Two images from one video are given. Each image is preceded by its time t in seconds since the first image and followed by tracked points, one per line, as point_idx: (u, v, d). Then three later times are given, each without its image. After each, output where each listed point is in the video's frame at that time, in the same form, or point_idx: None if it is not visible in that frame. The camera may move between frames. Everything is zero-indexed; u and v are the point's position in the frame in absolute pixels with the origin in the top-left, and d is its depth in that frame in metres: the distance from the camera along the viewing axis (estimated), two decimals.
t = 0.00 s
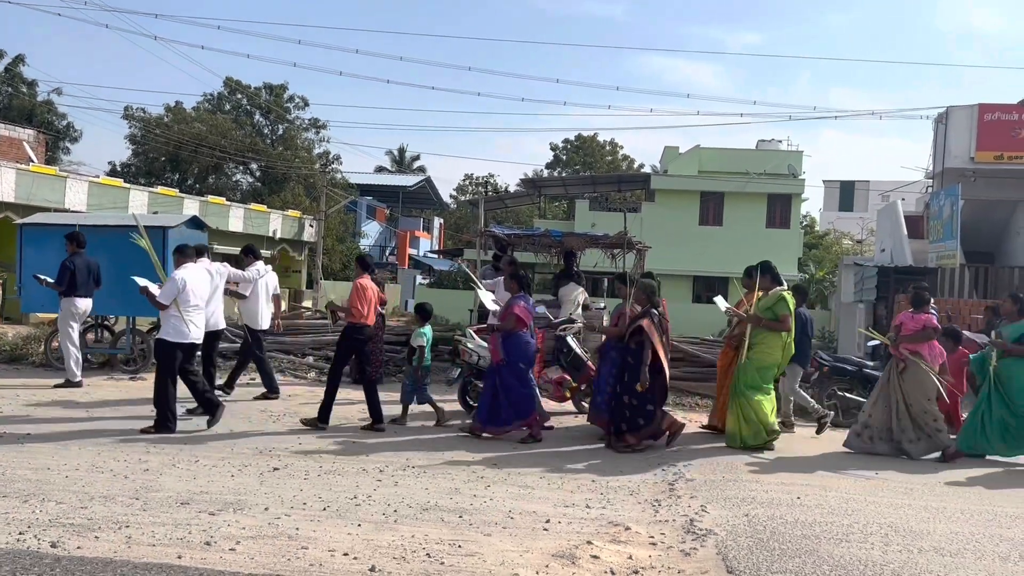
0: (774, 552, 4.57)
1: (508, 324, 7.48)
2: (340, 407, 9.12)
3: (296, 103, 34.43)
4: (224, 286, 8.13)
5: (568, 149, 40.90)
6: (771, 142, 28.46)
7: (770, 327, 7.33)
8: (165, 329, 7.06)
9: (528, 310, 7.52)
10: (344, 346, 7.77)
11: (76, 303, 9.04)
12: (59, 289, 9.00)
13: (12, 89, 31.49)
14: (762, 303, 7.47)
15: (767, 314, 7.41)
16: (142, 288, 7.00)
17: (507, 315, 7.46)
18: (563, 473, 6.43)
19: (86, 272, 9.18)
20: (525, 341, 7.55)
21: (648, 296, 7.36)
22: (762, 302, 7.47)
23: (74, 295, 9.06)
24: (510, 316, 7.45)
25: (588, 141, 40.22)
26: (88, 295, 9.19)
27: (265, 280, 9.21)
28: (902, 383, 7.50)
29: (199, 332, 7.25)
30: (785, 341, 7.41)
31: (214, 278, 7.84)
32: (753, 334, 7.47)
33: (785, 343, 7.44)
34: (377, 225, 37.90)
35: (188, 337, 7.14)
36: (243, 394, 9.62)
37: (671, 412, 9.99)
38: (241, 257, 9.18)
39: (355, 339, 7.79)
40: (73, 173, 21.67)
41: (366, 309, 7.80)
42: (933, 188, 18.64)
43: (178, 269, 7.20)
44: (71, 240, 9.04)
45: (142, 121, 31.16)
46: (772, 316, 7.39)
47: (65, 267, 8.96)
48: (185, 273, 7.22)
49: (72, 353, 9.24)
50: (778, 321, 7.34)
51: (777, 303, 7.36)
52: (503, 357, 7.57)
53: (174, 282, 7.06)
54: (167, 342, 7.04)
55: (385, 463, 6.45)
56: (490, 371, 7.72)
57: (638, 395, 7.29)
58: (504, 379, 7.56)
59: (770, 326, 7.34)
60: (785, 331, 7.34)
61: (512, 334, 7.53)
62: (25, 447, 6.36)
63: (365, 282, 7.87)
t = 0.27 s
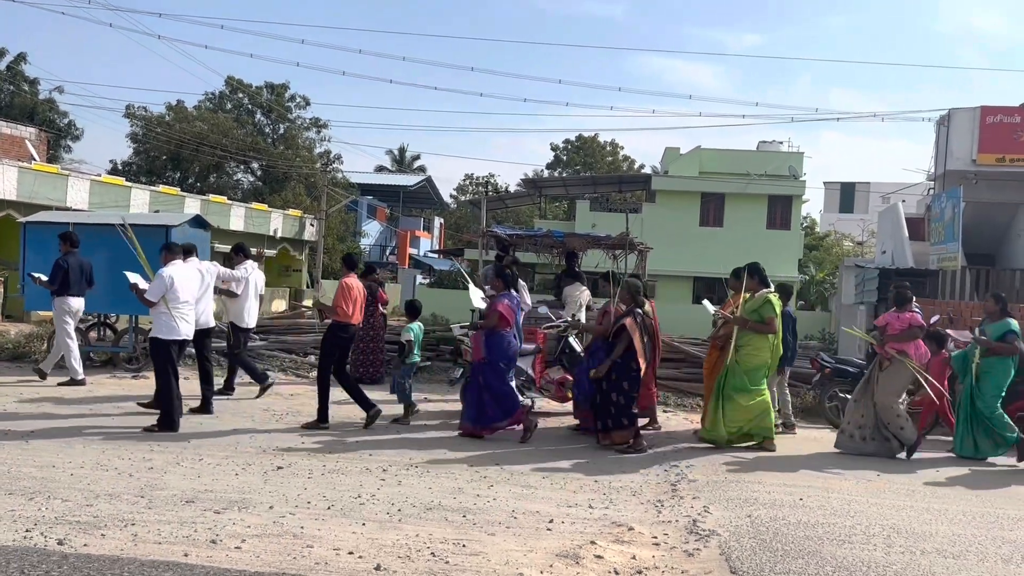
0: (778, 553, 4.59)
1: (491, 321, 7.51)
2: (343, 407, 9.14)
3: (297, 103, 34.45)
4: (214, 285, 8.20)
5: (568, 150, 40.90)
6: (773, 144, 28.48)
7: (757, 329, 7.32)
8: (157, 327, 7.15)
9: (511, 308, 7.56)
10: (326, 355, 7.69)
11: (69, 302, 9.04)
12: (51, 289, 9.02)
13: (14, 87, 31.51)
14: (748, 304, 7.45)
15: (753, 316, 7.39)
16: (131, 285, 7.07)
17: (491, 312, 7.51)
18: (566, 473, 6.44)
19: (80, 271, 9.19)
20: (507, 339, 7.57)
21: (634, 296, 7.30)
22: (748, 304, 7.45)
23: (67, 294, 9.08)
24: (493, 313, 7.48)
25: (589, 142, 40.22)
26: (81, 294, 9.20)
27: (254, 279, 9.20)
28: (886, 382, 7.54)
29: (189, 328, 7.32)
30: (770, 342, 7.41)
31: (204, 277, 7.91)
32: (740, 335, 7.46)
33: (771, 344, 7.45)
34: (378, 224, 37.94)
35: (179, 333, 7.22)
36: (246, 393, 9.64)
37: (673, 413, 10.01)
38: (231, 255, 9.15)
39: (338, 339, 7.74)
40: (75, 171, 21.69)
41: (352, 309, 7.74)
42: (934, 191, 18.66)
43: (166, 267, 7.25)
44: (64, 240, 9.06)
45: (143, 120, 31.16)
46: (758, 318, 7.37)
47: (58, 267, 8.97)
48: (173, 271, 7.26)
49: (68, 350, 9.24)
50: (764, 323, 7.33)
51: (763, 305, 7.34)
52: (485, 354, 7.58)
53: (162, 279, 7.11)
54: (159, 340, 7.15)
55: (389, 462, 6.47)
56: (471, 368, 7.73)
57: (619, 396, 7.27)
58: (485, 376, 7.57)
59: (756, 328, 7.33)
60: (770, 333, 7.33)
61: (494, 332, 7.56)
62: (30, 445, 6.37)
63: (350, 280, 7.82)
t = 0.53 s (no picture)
0: (783, 553, 4.61)
1: (480, 318, 7.51)
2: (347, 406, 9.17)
3: (301, 101, 34.48)
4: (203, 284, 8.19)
5: (571, 149, 40.90)
6: (776, 144, 28.47)
7: (741, 331, 7.33)
8: (150, 326, 7.12)
9: (501, 306, 7.56)
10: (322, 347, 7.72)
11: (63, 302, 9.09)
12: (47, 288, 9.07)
13: (19, 85, 31.58)
14: (733, 306, 7.47)
15: (737, 317, 7.41)
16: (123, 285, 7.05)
17: (480, 310, 7.51)
18: (570, 472, 6.47)
19: (75, 270, 9.26)
20: (495, 337, 7.57)
21: (620, 296, 7.36)
22: (733, 305, 7.46)
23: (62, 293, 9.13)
24: (483, 311, 7.49)
25: (592, 142, 40.23)
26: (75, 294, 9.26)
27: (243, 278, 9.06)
28: (875, 383, 7.56)
29: (182, 328, 7.31)
30: (755, 344, 7.43)
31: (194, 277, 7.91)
32: (724, 336, 7.49)
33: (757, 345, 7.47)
34: (381, 223, 37.99)
35: (173, 333, 7.20)
36: (250, 391, 9.67)
37: (676, 413, 10.04)
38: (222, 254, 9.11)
39: (330, 333, 7.80)
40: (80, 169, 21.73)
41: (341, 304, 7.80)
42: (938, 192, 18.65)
43: (158, 267, 7.24)
44: (62, 240, 9.10)
45: (147, 118, 31.21)
46: (743, 320, 7.39)
47: (55, 266, 9.02)
48: (165, 270, 7.26)
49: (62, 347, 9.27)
50: (748, 325, 7.34)
51: (747, 307, 7.35)
52: (472, 352, 7.58)
53: (156, 278, 7.11)
54: (153, 339, 7.12)
55: (394, 461, 6.50)
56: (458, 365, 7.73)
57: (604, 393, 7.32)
58: (471, 374, 7.57)
59: (740, 330, 7.35)
60: (755, 335, 7.35)
61: (483, 329, 7.56)
62: (38, 442, 6.41)
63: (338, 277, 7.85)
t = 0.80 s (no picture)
0: (789, 553, 4.62)
1: (467, 319, 7.55)
2: (353, 405, 9.19)
3: (307, 101, 34.53)
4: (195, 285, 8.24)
5: (577, 149, 40.88)
6: (782, 145, 28.44)
7: (723, 328, 7.35)
8: (140, 326, 7.16)
9: (488, 306, 7.61)
10: (315, 349, 7.77)
11: (60, 299, 9.17)
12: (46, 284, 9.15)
13: (27, 85, 31.69)
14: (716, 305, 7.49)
15: (721, 316, 7.42)
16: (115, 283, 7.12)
17: (467, 310, 7.55)
18: (575, 473, 6.48)
19: (74, 267, 9.33)
20: (482, 337, 7.60)
21: (607, 293, 7.48)
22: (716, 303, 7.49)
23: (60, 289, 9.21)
24: (470, 311, 7.54)
25: (597, 142, 40.21)
26: (72, 290, 9.34)
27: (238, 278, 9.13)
28: (860, 387, 7.57)
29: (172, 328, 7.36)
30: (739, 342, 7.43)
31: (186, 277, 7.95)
32: (709, 335, 7.51)
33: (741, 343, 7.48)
34: (387, 223, 38.05)
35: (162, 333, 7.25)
36: (257, 390, 9.71)
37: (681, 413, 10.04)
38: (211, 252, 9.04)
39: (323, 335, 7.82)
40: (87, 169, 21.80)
41: (334, 303, 7.82)
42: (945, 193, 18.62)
43: (151, 267, 7.29)
44: (60, 236, 9.15)
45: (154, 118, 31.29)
46: (725, 318, 7.40)
47: (54, 262, 9.09)
48: (157, 270, 7.31)
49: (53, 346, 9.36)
50: (730, 323, 7.35)
51: (729, 306, 7.38)
52: (459, 352, 7.61)
53: (148, 278, 7.17)
54: (143, 339, 7.16)
55: (401, 461, 6.52)
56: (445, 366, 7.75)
57: (586, 391, 7.36)
58: (458, 374, 7.59)
59: (723, 328, 7.36)
60: (737, 333, 7.35)
61: (470, 330, 7.59)
62: (48, 440, 6.45)
63: (327, 277, 7.91)
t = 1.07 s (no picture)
0: (794, 553, 4.63)
1: (453, 319, 7.57)
2: (358, 406, 9.21)
3: (312, 101, 34.59)
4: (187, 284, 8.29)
5: (582, 150, 40.88)
6: (788, 145, 28.41)
7: (711, 328, 7.35)
8: (135, 321, 7.26)
9: (473, 307, 7.63)
10: (305, 349, 7.77)
11: (60, 297, 9.22)
12: (45, 283, 9.21)
13: (33, 85, 31.80)
14: (704, 305, 7.49)
15: (709, 316, 7.42)
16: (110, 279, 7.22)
17: (452, 310, 7.57)
18: (580, 473, 6.49)
19: (71, 266, 9.37)
20: (467, 337, 7.60)
21: (596, 293, 7.34)
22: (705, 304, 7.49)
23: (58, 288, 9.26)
24: (454, 311, 7.55)
25: (602, 142, 40.20)
26: (71, 288, 9.39)
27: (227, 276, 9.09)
28: (844, 383, 7.56)
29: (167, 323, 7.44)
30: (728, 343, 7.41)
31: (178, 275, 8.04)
32: (697, 335, 7.50)
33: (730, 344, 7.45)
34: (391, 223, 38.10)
35: (157, 328, 7.34)
36: (263, 390, 9.74)
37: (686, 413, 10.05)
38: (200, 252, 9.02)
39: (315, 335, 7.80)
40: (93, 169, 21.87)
41: (321, 304, 7.87)
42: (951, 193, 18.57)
43: (144, 263, 7.38)
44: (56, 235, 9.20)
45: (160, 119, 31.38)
46: (713, 319, 7.40)
47: (53, 261, 9.15)
48: (151, 266, 7.40)
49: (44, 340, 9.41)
50: (718, 323, 7.35)
51: (717, 305, 7.37)
52: (443, 351, 7.62)
53: (142, 273, 7.27)
54: (137, 334, 7.26)
55: (406, 460, 6.54)
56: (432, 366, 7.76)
57: (573, 390, 7.33)
58: (444, 373, 7.59)
59: (711, 328, 7.36)
60: (726, 333, 7.34)
61: (455, 329, 7.60)
62: (55, 439, 6.48)
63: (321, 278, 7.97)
